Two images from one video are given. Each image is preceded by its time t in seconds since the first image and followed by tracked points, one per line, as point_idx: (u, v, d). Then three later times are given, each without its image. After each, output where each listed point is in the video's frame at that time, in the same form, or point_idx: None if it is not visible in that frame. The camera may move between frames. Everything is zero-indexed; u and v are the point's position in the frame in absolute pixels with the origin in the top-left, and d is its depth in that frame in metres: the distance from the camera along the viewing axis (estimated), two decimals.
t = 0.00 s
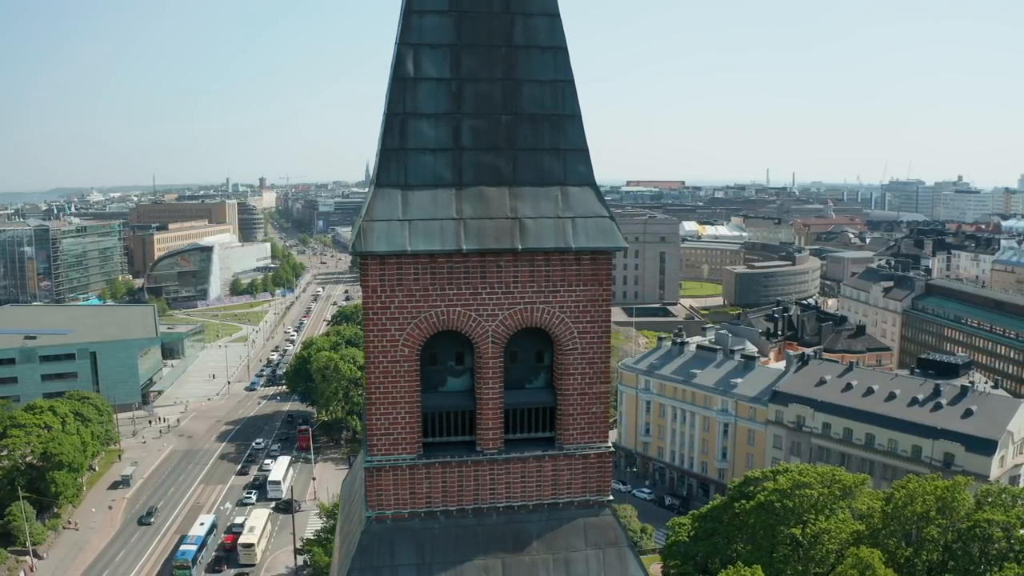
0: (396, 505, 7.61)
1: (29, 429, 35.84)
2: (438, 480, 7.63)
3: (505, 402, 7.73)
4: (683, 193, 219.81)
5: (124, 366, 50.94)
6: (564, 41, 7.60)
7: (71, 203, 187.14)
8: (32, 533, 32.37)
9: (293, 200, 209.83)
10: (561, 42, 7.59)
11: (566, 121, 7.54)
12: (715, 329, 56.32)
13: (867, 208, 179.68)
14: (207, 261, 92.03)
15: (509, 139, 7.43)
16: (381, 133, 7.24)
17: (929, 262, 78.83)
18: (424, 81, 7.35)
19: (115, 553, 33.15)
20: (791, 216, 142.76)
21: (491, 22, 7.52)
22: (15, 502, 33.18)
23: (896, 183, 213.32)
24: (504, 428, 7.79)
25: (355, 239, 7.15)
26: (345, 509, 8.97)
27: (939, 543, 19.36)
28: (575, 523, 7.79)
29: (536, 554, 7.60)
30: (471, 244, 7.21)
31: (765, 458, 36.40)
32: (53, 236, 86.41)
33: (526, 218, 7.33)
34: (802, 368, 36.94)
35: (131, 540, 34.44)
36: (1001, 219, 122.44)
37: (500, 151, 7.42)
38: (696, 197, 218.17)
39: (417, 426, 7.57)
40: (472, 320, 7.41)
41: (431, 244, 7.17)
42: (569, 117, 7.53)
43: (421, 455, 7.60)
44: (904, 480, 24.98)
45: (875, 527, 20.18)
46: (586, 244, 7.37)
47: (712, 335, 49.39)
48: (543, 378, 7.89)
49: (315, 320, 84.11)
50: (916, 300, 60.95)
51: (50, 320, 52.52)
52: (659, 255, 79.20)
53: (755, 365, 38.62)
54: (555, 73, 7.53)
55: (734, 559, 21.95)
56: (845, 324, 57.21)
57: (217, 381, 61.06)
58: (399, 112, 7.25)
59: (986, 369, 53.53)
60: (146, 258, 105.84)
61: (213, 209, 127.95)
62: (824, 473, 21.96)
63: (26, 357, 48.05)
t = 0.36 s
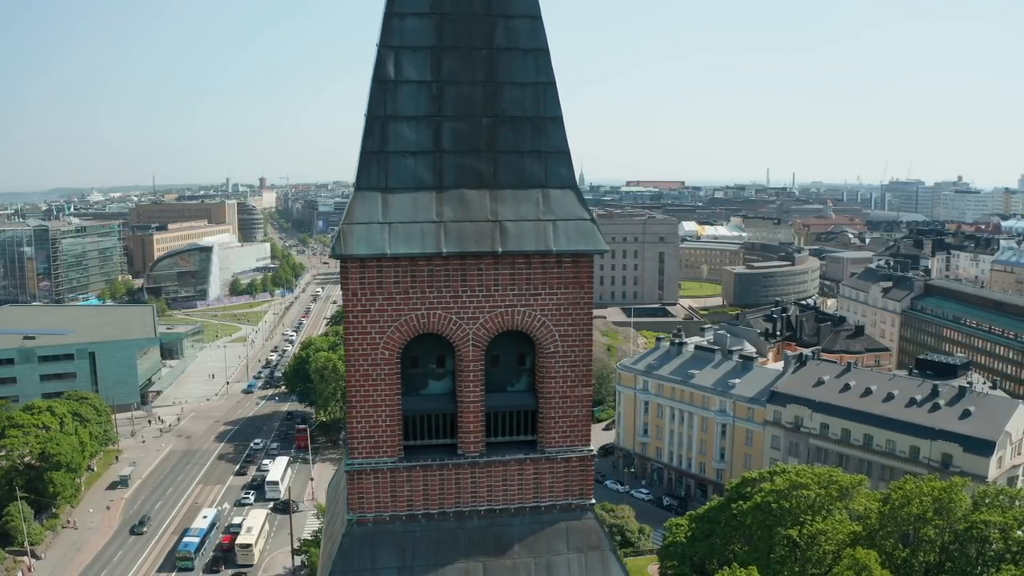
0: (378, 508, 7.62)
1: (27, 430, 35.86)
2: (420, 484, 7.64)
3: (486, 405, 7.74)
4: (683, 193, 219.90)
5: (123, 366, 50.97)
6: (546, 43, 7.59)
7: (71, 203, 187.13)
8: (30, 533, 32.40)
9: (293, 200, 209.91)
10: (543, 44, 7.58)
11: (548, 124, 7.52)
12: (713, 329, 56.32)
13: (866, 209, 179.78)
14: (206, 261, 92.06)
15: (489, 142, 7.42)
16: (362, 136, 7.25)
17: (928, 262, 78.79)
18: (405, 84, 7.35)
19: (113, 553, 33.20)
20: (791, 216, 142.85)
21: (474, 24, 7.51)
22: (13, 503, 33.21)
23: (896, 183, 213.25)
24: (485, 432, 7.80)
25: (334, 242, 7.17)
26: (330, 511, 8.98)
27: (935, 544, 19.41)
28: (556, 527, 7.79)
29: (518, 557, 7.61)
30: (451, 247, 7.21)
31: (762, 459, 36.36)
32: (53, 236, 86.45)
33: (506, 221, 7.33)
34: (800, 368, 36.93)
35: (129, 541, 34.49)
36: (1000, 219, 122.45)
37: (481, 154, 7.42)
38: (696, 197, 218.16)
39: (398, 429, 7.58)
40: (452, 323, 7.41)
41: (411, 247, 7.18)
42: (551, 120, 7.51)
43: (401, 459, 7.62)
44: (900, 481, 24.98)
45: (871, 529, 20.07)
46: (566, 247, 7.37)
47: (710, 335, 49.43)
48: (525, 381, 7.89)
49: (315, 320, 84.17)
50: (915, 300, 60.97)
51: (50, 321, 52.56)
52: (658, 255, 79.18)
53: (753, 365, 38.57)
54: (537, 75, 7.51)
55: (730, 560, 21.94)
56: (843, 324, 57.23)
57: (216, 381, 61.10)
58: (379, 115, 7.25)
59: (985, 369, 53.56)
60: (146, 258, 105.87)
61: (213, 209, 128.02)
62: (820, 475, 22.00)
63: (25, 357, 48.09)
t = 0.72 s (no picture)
0: (358, 511, 7.61)
1: (26, 430, 35.87)
2: (400, 487, 7.63)
3: (466, 408, 7.72)
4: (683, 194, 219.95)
5: (121, 367, 50.95)
6: (527, 44, 7.56)
7: (71, 203, 187.10)
8: (28, 533, 32.40)
9: (293, 200, 209.81)
10: (524, 45, 7.56)
11: (529, 126, 7.50)
12: (711, 329, 56.26)
13: (866, 209, 179.83)
14: (206, 261, 92.03)
15: (469, 144, 7.41)
16: (341, 138, 7.24)
17: (928, 262, 78.71)
18: (384, 86, 7.34)
19: (111, 553, 33.20)
20: (790, 216, 142.81)
21: (454, 25, 7.49)
22: (11, 503, 33.20)
23: (896, 183, 213.20)
24: (466, 435, 7.78)
25: (314, 245, 7.17)
26: (313, 513, 8.97)
27: (932, 545, 19.34)
28: (538, 530, 7.76)
29: (499, 560, 7.59)
30: (430, 249, 7.21)
31: (760, 459, 36.30)
32: (52, 236, 86.41)
33: (486, 223, 7.32)
34: (798, 368, 36.89)
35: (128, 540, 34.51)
36: (999, 220, 122.43)
37: (461, 155, 7.40)
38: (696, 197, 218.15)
39: (378, 433, 7.57)
40: (432, 326, 7.41)
41: (391, 250, 7.18)
42: (532, 121, 7.49)
43: (382, 462, 7.61)
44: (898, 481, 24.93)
45: (868, 530, 19.95)
46: (546, 249, 7.34)
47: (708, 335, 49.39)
48: (506, 384, 7.87)
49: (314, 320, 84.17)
50: (914, 300, 60.93)
51: (48, 321, 52.53)
52: (657, 255, 79.11)
53: (751, 366, 38.47)
54: (517, 76, 7.49)
55: (728, 560, 21.91)
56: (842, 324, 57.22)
57: (215, 381, 61.08)
58: (358, 117, 7.24)
59: (983, 369, 53.50)
60: (145, 258, 105.84)
61: (213, 209, 128.02)
62: (817, 476, 21.97)
63: (23, 357, 48.09)
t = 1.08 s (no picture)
0: (339, 512, 7.61)
1: (24, 430, 35.84)
2: (381, 487, 7.62)
3: (447, 409, 7.71)
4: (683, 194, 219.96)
5: (120, 366, 50.93)
6: (508, 45, 7.53)
7: (71, 203, 187.21)
8: (26, 533, 32.37)
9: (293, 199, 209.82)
10: (505, 45, 7.53)
11: (509, 126, 7.49)
12: (709, 329, 56.25)
13: (866, 209, 179.75)
14: (205, 261, 92.00)
15: (449, 145, 7.40)
16: (321, 139, 7.25)
17: (927, 262, 78.66)
18: (365, 86, 7.34)
19: (108, 553, 33.15)
20: (790, 216, 142.78)
21: (435, 25, 7.48)
22: (9, 503, 33.17)
23: (896, 183, 213.08)
24: (447, 435, 7.77)
25: (293, 245, 7.18)
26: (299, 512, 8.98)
27: (929, 545, 19.28)
28: (520, 531, 7.74)
29: (480, 561, 7.58)
30: (410, 250, 7.20)
31: (758, 460, 36.23)
32: (52, 236, 86.38)
33: (466, 224, 7.31)
34: (796, 368, 36.86)
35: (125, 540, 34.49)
36: (999, 220, 122.32)
37: (442, 156, 7.39)
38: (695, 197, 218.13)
39: (359, 434, 7.58)
40: (412, 327, 7.42)
41: (370, 250, 7.18)
42: (512, 121, 7.47)
43: (362, 463, 7.61)
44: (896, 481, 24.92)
45: (865, 530, 19.89)
46: (526, 250, 7.33)
47: (706, 335, 49.33)
48: (487, 385, 7.85)
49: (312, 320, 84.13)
50: (913, 300, 60.87)
51: (47, 321, 52.54)
52: (657, 255, 79.07)
53: (749, 366, 38.42)
54: (499, 77, 7.46)
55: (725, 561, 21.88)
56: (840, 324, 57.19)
57: (214, 381, 61.09)
58: (339, 117, 7.24)
59: (982, 370, 53.43)
60: (144, 258, 105.79)
61: (212, 209, 128.06)
62: (815, 476, 21.99)
63: (22, 357, 48.10)
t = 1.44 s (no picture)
0: (319, 513, 7.61)
1: (21, 430, 35.84)
2: (361, 488, 7.62)
3: (427, 410, 7.71)
4: (683, 194, 219.98)
5: (118, 367, 50.95)
6: (489, 45, 7.54)
7: (71, 203, 187.18)
8: (24, 533, 32.37)
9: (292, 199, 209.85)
10: (485, 46, 7.54)
11: (489, 127, 7.49)
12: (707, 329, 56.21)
13: (865, 209, 179.81)
14: (204, 261, 92.03)
15: (429, 146, 7.40)
16: (300, 140, 7.26)
17: (926, 262, 78.62)
18: (344, 87, 7.35)
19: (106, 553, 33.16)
20: (789, 216, 142.82)
21: (415, 26, 7.50)
22: (7, 502, 33.20)
23: (895, 183, 213.00)
24: (428, 436, 7.77)
25: (273, 246, 7.20)
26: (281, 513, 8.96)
27: (926, 547, 19.21)
28: (500, 533, 7.72)
29: (460, 562, 7.57)
30: (389, 251, 7.22)
31: (756, 460, 36.22)
32: (51, 236, 86.36)
33: (446, 224, 7.31)
34: (794, 368, 36.84)
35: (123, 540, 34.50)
36: (998, 220, 122.30)
37: (421, 157, 7.40)
38: (695, 197, 218.12)
39: (339, 434, 7.58)
40: (391, 327, 7.43)
41: (349, 251, 7.21)
42: (492, 122, 7.48)
43: (343, 463, 7.61)
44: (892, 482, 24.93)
45: (862, 532, 19.89)
46: (506, 250, 7.33)
47: (705, 335, 49.34)
48: (468, 386, 7.85)
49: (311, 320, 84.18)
50: (911, 300, 60.81)
51: (46, 321, 52.55)
52: (655, 255, 79.00)
53: (747, 366, 38.40)
54: (478, 77, 7.47)
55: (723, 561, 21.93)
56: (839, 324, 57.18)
57: (212, 381, 61.06)
58: (318, 119, 7.27)
59: (980, 370, 53.44)
60: (143, 258, 105.80)
61: (212, 209, 128.16)
62: (811, 476, 21.94)
63: (20, 357, 48.10)
